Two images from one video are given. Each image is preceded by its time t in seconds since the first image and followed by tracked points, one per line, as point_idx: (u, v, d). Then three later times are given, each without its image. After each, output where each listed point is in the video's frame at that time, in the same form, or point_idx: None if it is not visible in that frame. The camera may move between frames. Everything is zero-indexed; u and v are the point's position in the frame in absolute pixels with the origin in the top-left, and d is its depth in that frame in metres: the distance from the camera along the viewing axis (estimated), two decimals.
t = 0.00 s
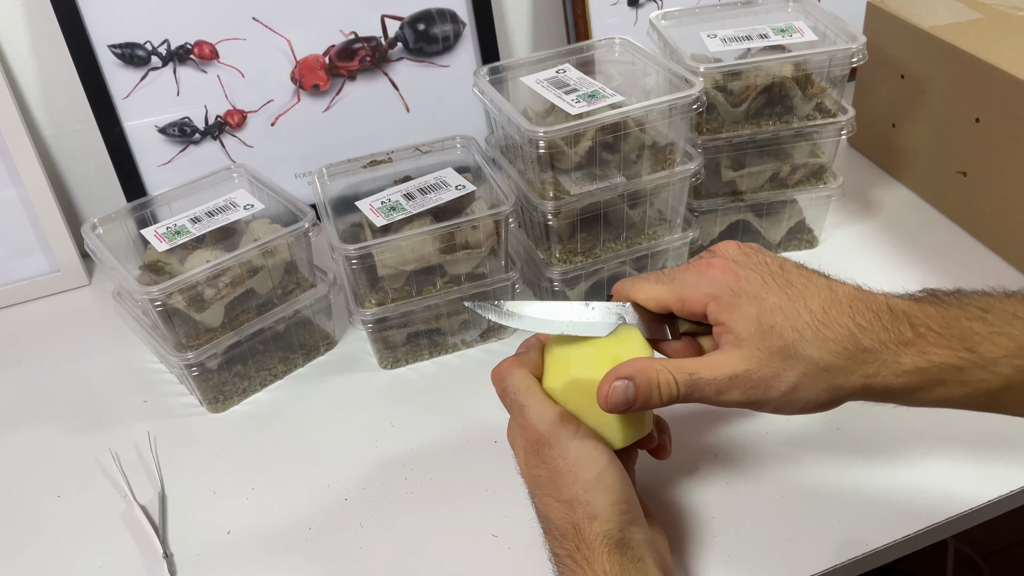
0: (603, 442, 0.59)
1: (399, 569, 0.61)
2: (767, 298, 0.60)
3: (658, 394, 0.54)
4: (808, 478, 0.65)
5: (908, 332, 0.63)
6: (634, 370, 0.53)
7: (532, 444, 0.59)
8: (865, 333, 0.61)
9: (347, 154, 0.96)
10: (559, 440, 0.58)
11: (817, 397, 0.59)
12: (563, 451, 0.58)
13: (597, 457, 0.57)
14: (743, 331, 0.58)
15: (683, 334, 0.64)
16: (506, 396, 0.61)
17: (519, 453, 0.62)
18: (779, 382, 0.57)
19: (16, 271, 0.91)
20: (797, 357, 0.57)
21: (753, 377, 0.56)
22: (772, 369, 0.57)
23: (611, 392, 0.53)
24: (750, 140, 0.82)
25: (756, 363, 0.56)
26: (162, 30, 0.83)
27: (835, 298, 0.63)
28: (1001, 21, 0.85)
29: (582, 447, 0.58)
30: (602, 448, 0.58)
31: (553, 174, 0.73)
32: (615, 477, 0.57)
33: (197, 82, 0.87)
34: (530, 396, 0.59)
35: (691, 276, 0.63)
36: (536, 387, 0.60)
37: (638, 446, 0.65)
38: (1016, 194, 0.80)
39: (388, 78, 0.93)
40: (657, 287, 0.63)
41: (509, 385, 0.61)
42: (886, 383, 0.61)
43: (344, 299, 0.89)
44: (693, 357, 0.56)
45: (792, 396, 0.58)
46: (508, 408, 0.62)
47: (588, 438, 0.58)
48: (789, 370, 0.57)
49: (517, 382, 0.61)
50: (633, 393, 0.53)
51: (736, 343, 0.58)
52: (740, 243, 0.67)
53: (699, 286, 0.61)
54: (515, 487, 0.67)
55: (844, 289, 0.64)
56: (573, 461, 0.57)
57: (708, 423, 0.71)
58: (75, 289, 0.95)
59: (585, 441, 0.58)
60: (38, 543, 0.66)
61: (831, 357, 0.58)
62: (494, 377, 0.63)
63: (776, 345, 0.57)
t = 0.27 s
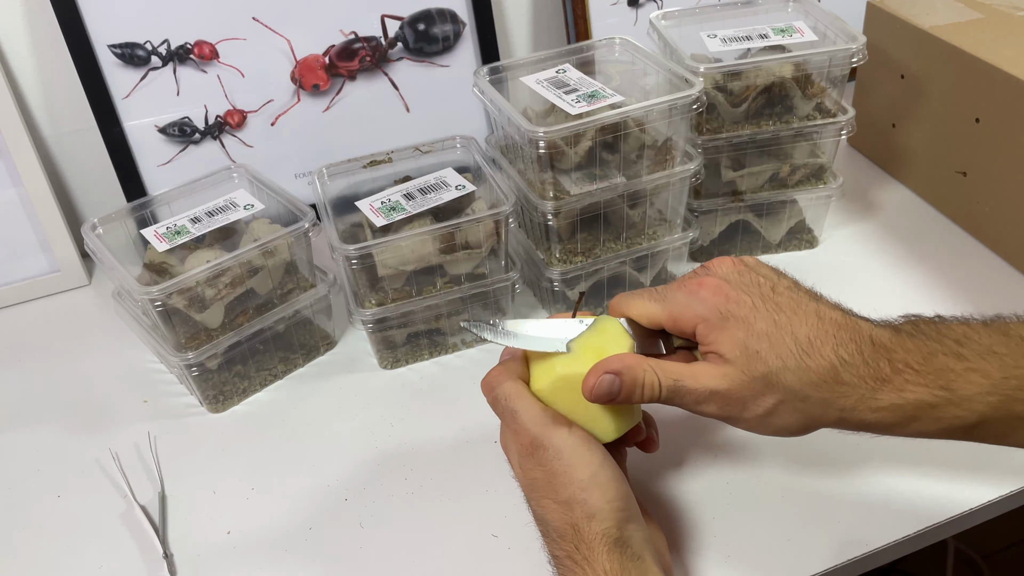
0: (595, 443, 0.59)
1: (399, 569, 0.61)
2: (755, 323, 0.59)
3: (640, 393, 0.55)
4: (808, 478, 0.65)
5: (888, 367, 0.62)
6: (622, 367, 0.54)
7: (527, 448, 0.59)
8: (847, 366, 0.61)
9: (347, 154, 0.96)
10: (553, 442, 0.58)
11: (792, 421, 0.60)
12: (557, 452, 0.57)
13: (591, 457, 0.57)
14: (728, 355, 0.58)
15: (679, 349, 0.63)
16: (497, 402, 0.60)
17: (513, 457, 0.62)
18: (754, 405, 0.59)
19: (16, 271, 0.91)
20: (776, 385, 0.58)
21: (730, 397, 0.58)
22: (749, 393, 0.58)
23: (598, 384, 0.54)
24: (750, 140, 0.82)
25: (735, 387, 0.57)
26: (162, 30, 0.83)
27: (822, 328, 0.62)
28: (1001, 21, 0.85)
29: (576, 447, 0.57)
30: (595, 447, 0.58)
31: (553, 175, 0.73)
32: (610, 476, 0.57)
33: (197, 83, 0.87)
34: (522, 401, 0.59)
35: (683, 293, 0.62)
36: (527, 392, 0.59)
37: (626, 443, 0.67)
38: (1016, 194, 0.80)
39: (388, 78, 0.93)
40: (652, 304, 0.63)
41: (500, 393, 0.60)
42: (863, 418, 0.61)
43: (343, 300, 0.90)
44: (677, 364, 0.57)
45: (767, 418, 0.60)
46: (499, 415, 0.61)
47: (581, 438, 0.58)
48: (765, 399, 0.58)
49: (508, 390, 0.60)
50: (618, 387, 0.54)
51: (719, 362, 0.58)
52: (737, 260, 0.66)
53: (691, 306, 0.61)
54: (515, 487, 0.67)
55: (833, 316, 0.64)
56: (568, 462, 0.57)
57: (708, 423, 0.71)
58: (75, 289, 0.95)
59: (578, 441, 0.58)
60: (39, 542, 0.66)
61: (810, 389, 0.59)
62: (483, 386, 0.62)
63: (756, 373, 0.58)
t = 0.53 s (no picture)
0: (592, 446, 0.56)
1: None
2: (827, 271, 0.58)
3: (697, 310, 0.52)
4: (819, 483, 0.62)
5: (958, 331, 0.63)
6: (681, 278, 0.51)
7: (521, 457, 0.55)
8: (916, 324, 0.61)
9: (343, 150, 0.93)
10: (549, 451, 0.54)
11: (853, 372, 0.60)
12: (554, 460, 0.54)
13: (588, 462, 0.54)
14: (797, 297, 0.56)
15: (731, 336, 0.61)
16: (488, 413, 0.57)
17: (508, 465, 0.58)
18: (813, 349, 0.58)
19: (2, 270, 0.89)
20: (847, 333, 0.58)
21: (793, 336, 0.56)
22: (811, 336, 0.57)
23: (652, 287, 0.51)
24: (758, 136, 0.79)
25: (802, 327, 0.56)
26: (150, 21, 0.81)
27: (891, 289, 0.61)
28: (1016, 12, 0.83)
29: (572, 453, 0.54)
30: (592, 450, 0.55)
31: (555, 171, 0.71)
32: (608, 479, 0.55)
33: (187, 76, 0.85)
34: (516, 411, 0.55)
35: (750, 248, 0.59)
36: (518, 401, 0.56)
37: (619, 447, 0.65)
38: None
39: (384, 72, 0.90)
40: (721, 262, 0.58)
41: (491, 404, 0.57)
42: (926, 376, 0.62)
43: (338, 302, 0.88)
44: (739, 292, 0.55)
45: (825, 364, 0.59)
46: (489, 424, 0.58)
47: (577, 442, 0.55)
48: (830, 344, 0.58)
49: (499, 401, 0.56)
50: (674, 295, 0.51)
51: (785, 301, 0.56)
52: (812, 225, 0.63)
53: (764, 257, 0.58)
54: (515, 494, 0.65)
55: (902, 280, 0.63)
56: (566, 470, 0.54)
57: (714, 426, 0.68)
58: (64, 289, 0.93)
59: (574, 446, 0.54)
60: (22, 551, 0.64)
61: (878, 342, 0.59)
62: (472, 400, 0.58)
63: (825, 317, 0.56)
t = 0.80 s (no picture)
0: (592, 445, 0.55)
1: None
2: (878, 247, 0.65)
3: (770, 270, 0.59)
4: (819, 482, 0.62)
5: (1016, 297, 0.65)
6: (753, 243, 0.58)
7: (522, 455, 0.55)
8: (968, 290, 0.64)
9: (343, 150, 0.93)
10: (548, 450, 0.54)
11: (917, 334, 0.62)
12: (554, 459, 0.54)
13: (588, 462, 0.54)
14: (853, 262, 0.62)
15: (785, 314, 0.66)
16: (489, 411, 0.57)
17: (510, 465, 0.58)
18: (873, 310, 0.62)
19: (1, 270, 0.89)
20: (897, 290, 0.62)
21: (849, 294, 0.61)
22: (867, 296, 0.62)
23: (733, 253, 0.58)
24: (757, 136, 0.79)
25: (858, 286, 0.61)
26: (150, 21, 0.81)
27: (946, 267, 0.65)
28: (1016, 12, 0.83)
29: (572, 453, 0.54)
30: (592, 450, 0.55)
31: (555, 171, 0.71)
32: (609, 480, 0.54)
33: (187, 76, 0.85)
34: (516, 409, 0.55)
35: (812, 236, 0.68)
36: (520, 400, 0.56)
37: (621, 451, 0.65)
38: None
39: (384, 72, 0.90)
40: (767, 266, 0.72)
41: (492, 402, 0.57)
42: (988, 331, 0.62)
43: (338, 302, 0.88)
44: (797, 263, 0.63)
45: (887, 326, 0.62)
46: (491, 422, 0.58)
47: (579, 442, 0.55)
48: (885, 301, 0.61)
49: (499, 399, 0.57)
50: (749, 260, 0.58)
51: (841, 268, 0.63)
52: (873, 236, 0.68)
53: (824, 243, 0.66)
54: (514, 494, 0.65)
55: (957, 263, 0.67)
56: (565, 470, 0.54)
57: (714, 426, 0.68)
58: (64, 289, 0.93)
59: (575, 446, 0.54)
60: (23, 550, 0.64)
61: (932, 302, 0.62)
62: (474, 396, 0.59)
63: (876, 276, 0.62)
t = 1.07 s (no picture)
0: (596, 444, 0.56)
1: None
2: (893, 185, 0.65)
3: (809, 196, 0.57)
4: (820, 482, 0.62)
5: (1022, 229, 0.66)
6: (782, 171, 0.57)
7: (528, 452, 0.56)
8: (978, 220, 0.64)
9: (343, 150, 0.93)
10: (553, 448, 0.54)
11: (942, 263, 0.61)
12: (558, 457, 0.54)
13: (592, 460, 0.54)
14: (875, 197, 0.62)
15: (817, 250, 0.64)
16: (498, 407, 0.57)
17: (516, 462, 0.59)
18: (903, 237, 0.60)
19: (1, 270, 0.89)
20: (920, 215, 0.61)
21: (882, 224, 0.59)
22: (899, 223, 0.60)
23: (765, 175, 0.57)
24: (758, 136, 0.79)
25: (887, 214, 0.60)
26: (150, 21, 0.81)
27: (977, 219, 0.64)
28: (1016, 12, 0.83)
29: (577, 451, 0.54)
30: (596, 450, 0.55)
31: (555, 171, 0.71)
32: (611, 480, 0.55)
33: (187, 76, 0.85)
34: (524, 407, 0.55)
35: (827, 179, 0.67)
36: (529, 398, 0.55)
37: (631, 448, 0.65)
38: None
39: (384, 72, 0.90)
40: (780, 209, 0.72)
41: (501, 398, 0.56)
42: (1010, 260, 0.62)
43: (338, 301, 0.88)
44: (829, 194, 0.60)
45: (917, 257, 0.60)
46: (499, 418, 0.58)
47: (584, 441, 0.55)
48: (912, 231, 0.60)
49: (509, 396, 0.56)
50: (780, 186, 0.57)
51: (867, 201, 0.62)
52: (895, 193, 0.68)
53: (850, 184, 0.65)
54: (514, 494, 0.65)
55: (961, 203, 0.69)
56: (569, 468, 0.54)
57: (714, 426, 0.68)
58: (64, 289, 0.93)
59: (579, 446, 0.54)
60: (23, 551, 0.64)
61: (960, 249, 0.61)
62: (483, 391, 0.58)
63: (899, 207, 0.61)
